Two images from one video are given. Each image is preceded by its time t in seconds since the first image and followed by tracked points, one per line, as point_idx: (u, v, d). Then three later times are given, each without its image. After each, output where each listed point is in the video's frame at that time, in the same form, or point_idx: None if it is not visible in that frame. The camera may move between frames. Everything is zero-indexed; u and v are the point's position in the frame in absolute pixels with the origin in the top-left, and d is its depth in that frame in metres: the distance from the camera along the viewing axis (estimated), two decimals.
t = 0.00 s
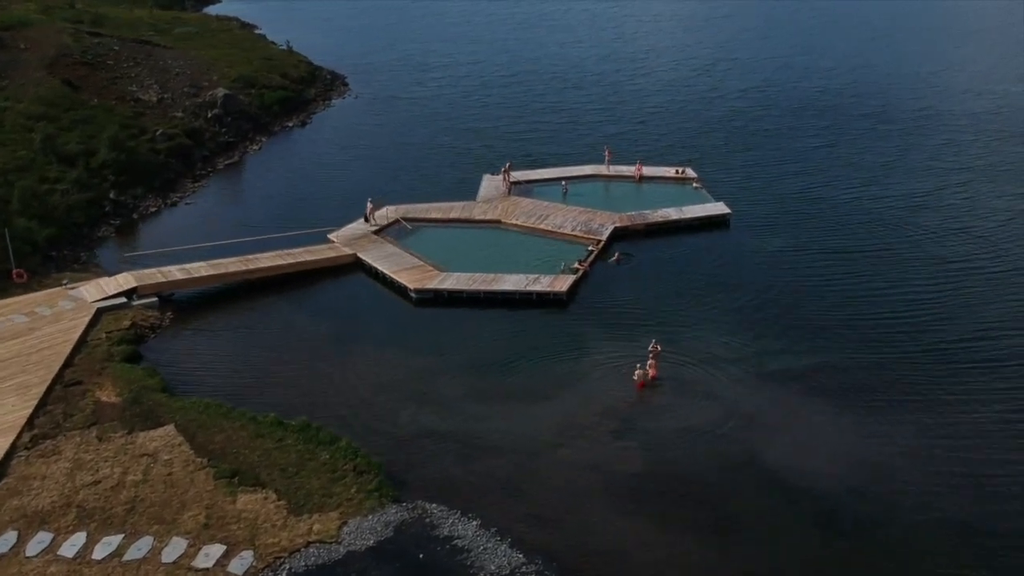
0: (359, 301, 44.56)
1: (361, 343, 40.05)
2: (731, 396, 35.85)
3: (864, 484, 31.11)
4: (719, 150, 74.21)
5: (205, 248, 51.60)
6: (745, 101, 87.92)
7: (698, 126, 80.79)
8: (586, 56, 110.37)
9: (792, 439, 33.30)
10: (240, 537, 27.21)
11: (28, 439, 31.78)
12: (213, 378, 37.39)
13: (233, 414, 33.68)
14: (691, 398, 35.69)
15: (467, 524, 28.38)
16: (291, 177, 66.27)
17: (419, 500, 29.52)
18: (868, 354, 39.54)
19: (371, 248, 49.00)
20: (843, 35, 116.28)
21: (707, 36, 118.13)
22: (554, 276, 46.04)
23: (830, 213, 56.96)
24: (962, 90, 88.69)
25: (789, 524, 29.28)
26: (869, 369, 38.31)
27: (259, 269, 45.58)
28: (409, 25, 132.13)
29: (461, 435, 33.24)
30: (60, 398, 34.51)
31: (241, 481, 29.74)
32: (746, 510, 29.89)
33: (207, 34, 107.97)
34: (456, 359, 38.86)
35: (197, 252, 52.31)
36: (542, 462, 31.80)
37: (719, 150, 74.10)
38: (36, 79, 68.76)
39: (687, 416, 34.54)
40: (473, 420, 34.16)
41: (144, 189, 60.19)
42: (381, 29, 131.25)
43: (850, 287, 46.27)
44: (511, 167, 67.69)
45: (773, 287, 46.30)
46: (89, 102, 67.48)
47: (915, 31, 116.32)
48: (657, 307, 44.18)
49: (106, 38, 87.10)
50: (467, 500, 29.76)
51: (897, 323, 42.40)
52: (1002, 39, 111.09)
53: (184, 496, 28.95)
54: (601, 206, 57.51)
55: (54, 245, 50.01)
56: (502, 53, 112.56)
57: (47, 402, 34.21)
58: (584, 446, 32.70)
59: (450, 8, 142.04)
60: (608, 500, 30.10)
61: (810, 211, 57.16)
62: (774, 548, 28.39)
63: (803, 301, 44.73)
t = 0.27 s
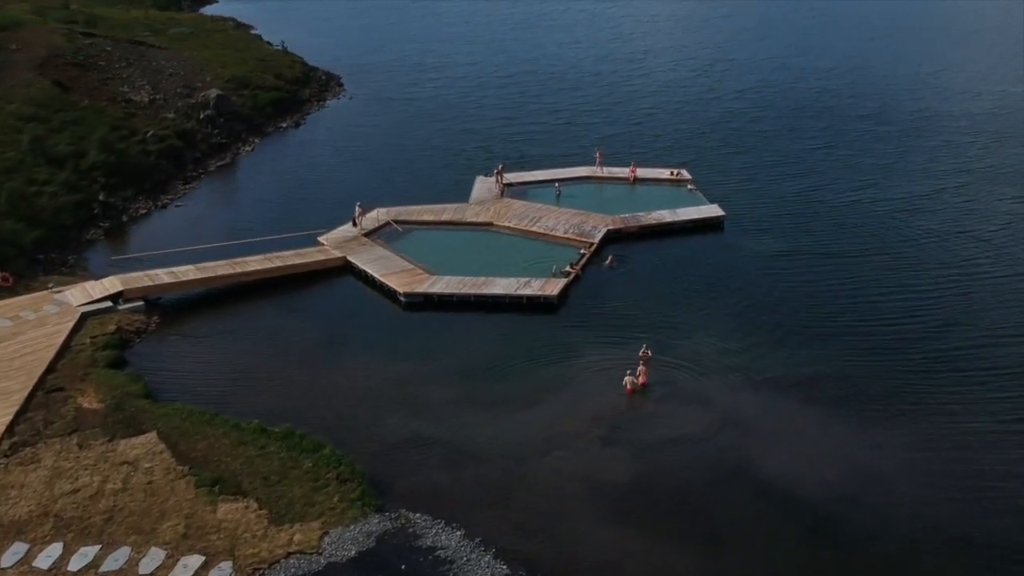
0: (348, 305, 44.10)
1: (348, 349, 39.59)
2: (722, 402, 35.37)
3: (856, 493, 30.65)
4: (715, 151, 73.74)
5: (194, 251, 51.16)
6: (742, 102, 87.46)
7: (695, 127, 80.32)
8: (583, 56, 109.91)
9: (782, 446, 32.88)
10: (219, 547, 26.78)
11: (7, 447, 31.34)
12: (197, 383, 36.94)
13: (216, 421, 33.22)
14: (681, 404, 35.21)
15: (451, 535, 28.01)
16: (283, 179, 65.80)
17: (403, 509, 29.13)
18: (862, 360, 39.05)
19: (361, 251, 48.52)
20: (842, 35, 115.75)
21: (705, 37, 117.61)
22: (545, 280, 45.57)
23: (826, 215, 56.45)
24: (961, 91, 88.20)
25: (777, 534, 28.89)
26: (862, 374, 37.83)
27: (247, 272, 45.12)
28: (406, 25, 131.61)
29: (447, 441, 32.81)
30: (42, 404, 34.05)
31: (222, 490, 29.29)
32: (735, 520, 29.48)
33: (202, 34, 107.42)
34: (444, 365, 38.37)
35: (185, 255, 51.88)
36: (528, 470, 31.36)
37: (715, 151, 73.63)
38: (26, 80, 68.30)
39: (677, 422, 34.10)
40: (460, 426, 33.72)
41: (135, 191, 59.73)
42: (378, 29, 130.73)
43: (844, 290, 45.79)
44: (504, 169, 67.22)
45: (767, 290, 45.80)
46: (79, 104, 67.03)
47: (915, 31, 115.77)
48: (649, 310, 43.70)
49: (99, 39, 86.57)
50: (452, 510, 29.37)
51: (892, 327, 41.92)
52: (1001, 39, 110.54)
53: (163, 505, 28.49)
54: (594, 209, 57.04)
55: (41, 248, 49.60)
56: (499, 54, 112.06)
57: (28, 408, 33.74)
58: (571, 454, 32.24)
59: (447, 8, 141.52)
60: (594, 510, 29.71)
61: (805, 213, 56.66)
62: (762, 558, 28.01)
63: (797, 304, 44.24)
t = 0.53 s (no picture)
0: (336, 309, 43.63)
1: (335, 354, 39.10)
2: (712, 409, 34.86)
3: (847, 503, 30.16)
4: (710, 153, 73.28)
5: (183, 254, 50.71)
6: (739, 103, 87.00)
7: (691, 128, 79.87)
8: (580, 57, 109.47)
9: (773, 454, 32.43)
10: (198, 559, 26.33)
11: None
12: (182, 390, 36.47)
13: (199, 428, 32.74)
14: (671, 410, 34.71)
15: (434, 546, 27.59)
16: (275, 180, 65.34)
17: (386, 520, 28.71)
18: (855, 366, 38.54)
19: (351, 254, 48.05)
20: (841, 35, 115.24)
21: (703, 37, 117.14)
22: (536, 284, 45.09)
23: (821, 217, 55.97)
24: (960, 92, 87.73)
25: (766, 545, 28.46)
26: (855, 380, 37.38)
27: (234, 276, 44.66)
28: (402, 25, 131.12)
29: (433, 449, 32.37)
30: (22, 411, 33.59)
31: (202, 499, 28.84)
32: (723, 530, 29.06)
33: (197, 34, 106.93)
34: (432, 370, 37.90)
35: (174, 258, 51.43)
36: (515, 479, 30.90)
37: (711, 153, 73.18)
38: (17, 81, 67.86)
39: (666, 429, 33.63)
40: (446, 433, 33.27)
41: (125, 193, 59.30)
42: (375, 30, 130.26)
43: (838, 294, 45.33)
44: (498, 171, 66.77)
45: (760, 294, 45.29)
46: (70, 105, 66.58)
47: (915, 32, 115.25)
48: (640, 314, 43.23)
49: (92, 39, 86.08)
50: (436, 520, 28.95)
51: (886, 331, 41.46)
52: (1001, 40, 110.03)
53: (142, 515, 28.03)
54: (588, 211, 56.56)
55: (28, 252, 49.19)
56: (496, 55, 111.61)
57: (9, 416, 33.29)
58: (558, 462, 31.76)
59: (444, 8, 141.05)
60: (581, 520, 29.27)
61: (801, 215, 56.15)
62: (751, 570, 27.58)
63: (791, 308, 43.77)
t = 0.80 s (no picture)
0: (324, 314, 43.12)
1: (322, 360, 38.58)
2: (703, 416, 34.36)
3: (837, 515, 29.68)
4: (707, 155, 72.76)
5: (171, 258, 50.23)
6: (737, 105, 86.47)
7: (687, 130, 79.37)
8: (577, 58, 108.93)
9: (763, 463, 31.95)
10: (175, 572, 25.82)
11: None
12: (166, 397, 35.98)
13: (181, 436, 32.24)
14: (661, 418, 34.19)
15: (416, 558, 27.12)
16: (266, 182, 64.83)
17: (369, 531, 28.24)
18: (849, 372, 38.03)
19: (340, 258, 47.54)
20: (840, 35, 114.65)
21: (702, 38, 116.61)
22: (526, 288, 44.58)
23: (817, 220, 55.45)
24: (959, 94, 87.19)
25: (755, 557, 28.00)
26: (848, 387, 36.90)
27: (221, 281, 44.17)
28: (400, 26, 130.55)
29: (418, 457, 31.89)
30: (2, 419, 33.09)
31: (182, 509, 28.32)
32: (711, 542, 28.58)
33: (192, 35, 106.38)
34: (419, 376, 37.40)
35: (162, 262, 50.94)
36: (500, 488, 30.41)
37: (707, 155, 72.66)
38: (7, 83, 67.40)
39: (656, 437, 33.13)
40: (432, 441, 32.79)
41: (114, 196, 58.81)
42: (372, 29, 129.70)
43: (833, 298, 44.82)
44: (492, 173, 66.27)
45: (754, 299, 44.76)
46: (60, 107, 66.13)
47: (915, 32, 114.64)
48: (632, 319, 42.70)
49: (84, 40, 85.61)
50: (419, 532, 28.47)
51: (881, 337, 40.97)
52: (1001, 40, 109.42)
53: (120, 526, 27.51)
54: (581, 214, 56.04)
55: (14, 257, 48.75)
56: (493, 55, 111.12)
57: None
58: (545, 471, 31.24)
59: (442, 8, 140.53)
60: (567, 531, 28.79)
61: (796, 218, 55.62)
62: None
63: (784, 313, 43.28)
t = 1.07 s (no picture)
0: (312, 319, 42.65)
1: (308, 366, 38.14)
2: (692, 424, 33.93)
3: (827, 526, 29.25)
4: (703, 157, 72.28)
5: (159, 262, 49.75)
6: (734, 106, 85.98)
7: (683, 132, 78.90)
8: (574, 59, 108.46)
9: (753, 472, 31.51)
10: None
11: None
12: (148, 404, 35.53)
13: (163, 445, 31.78)
14: (650, 426, 33.76)
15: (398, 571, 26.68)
16: (257, 184, 64.34)
17: (350, 544, 27.81)
18: (842, 379, 37.60)
19: (329, 262, 47.06)
20: (839, 36, 114.10)
21: (700, 39, 116.11)
22: (517, 293, 44.09)
23: (812, 223, 54.97)
24: (957, 95, 86.70)
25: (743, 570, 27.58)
26: (841, 394, 36.46)
27: (208, 285, 43.70)
28: (397, 26, 129.99)
29: (403, 466, 31.44)
30: None
31: (161, 520, 27.83)
32: (699, 554, 28.13)
33: (186, 36, 105.86)
34: (407, 382, 36.93)
35: (151, 265, 50.46)
36: (486, 499, 29.97)
37: (702, 157, 72.20)
38: None
39: (644, 445, 32.68)
40: (417, 449, 32.34)
41: (103, 199, 58.34)
42: (368, 30, 129.12)
43: (827, 303, 44.37)
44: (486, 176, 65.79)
45: (747, 303, 44.31)
46: (50, 109, 65.64)
47: (914, 32, 114.05)
48: (623, 324, 42.22)
49: (77, 41, 85.12)
50: (402, 544, 28.04)
51: (875, 343, 40.51)
52: (1001, 41, 108.85)
53: (97, 538, 27.02)
54: (574, 217, 55.59)
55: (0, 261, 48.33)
56: (490, 56, 110.64)
57: None
58: (532, 481, 30.80)
59: (439, 9, 140.02)
60: (552, 542, 28.35)
61: (791, 222, 55.16)
62: None
63: (777, 318, 42.81)
